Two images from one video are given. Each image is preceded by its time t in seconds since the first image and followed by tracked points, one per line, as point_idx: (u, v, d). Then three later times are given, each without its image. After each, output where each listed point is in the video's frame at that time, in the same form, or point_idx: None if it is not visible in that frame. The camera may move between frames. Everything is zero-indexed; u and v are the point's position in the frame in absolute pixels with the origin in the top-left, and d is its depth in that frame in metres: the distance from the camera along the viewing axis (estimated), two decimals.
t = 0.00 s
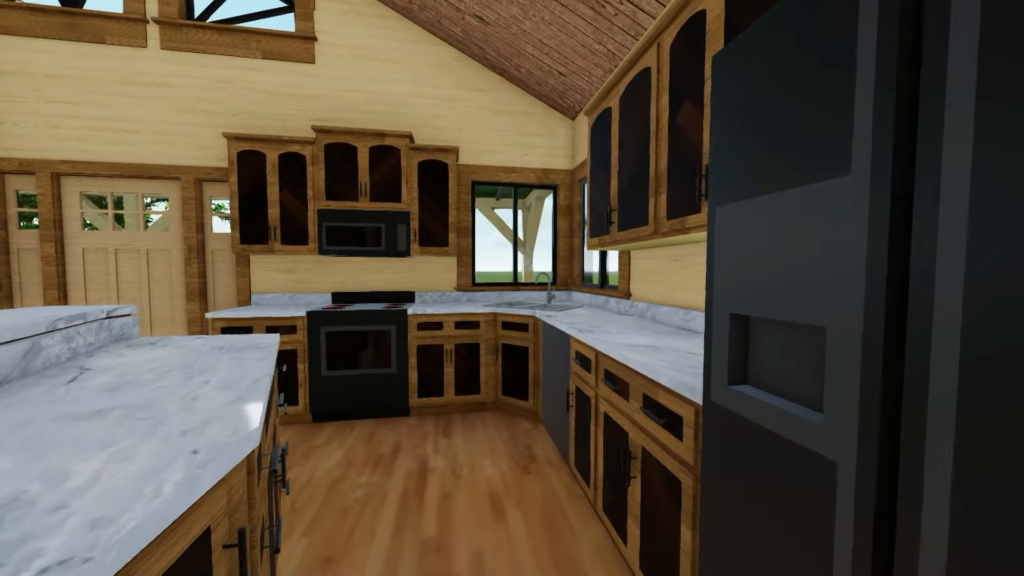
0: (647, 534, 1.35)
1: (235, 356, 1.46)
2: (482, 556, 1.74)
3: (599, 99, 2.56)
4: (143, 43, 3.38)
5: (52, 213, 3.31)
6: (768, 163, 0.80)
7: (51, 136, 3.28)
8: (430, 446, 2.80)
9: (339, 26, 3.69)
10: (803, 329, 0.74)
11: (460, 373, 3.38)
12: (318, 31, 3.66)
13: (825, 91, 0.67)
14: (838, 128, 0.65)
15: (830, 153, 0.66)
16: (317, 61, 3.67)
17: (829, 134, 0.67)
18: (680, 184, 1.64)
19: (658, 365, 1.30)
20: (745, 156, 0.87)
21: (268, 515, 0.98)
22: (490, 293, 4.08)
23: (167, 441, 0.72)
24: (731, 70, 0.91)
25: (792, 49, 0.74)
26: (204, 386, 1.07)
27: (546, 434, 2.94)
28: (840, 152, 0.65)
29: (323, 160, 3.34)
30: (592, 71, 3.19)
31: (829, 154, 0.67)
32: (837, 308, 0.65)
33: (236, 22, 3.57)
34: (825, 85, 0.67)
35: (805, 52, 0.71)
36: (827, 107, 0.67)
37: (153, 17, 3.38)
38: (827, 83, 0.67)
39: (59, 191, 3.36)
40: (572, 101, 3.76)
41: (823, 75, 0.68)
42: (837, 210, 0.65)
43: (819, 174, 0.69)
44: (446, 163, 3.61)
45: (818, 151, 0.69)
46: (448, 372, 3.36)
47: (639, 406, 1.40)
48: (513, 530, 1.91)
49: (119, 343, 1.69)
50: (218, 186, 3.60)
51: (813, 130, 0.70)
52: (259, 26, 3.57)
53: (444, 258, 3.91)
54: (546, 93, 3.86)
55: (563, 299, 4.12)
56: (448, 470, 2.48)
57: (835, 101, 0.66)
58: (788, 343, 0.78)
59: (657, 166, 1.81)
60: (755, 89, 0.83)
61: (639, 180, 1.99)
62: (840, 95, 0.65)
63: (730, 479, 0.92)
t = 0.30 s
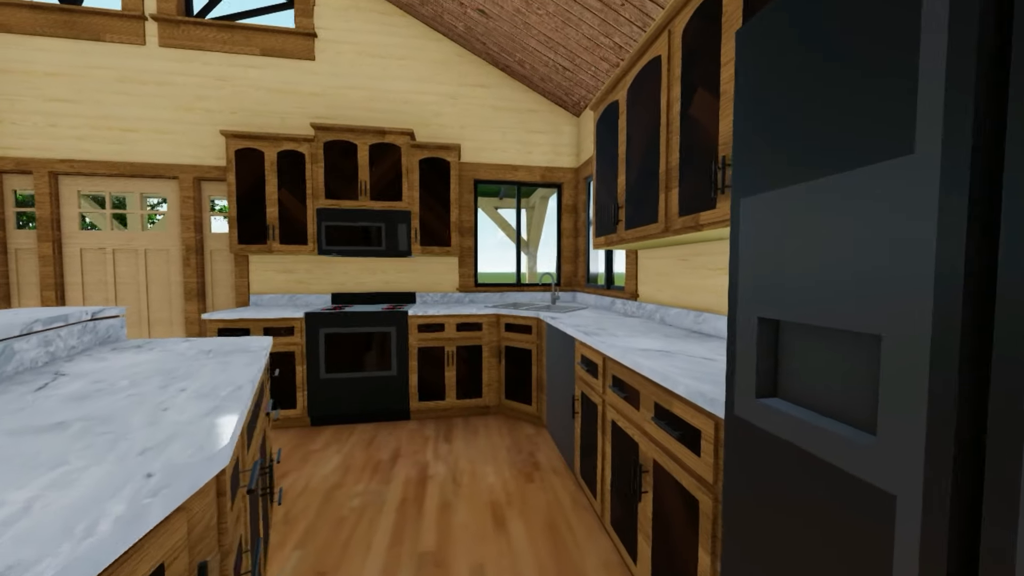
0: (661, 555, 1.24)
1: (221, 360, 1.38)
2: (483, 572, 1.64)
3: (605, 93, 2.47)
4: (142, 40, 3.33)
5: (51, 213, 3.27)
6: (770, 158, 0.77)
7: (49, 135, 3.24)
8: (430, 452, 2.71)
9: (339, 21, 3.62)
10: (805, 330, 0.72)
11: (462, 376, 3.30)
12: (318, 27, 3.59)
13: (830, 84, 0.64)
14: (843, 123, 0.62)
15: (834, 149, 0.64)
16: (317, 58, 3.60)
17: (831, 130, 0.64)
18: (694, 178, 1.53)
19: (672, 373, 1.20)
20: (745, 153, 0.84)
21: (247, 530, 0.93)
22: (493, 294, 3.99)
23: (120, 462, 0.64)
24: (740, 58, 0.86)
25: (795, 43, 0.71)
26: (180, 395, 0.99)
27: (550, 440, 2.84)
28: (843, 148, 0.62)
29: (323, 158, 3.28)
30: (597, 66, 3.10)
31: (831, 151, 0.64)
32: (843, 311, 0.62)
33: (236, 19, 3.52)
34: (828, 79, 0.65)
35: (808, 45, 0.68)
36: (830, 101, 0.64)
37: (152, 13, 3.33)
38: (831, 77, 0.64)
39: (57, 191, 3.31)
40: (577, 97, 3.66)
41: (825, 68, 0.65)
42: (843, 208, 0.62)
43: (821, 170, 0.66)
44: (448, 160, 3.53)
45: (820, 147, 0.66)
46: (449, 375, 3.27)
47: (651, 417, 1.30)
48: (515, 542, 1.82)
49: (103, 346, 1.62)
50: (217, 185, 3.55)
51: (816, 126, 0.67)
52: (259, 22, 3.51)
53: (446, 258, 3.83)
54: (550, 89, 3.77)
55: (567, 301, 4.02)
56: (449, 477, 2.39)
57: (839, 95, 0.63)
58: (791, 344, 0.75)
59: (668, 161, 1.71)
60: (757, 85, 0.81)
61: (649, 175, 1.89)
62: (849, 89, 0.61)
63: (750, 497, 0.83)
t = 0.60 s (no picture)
0: None
1: (205, 367, 1.30)
2: None
3: (613, 85, 2.36)
4: (141, 38, 3.29)
5: (50, 213, 3.24)
6: (772, 158, 0.70)
7: (48, 135, 3.20)
8: (430, 459, 2.60)
9: (340, 17, 3.55)
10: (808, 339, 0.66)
11: (464, 380, 3.20)
12: (319, 23, 3.53)
13: (831, 76, 0.58)
14: (847, 116, 0.56)
15: (839, 145, 0.57)
16: (318, 55, 3.53)
17: (835, 125, 0.58)
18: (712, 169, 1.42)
19: (690, 383, 1.08)
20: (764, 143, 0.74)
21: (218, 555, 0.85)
22: (497, 295, 3.89)
23: (53, 491, 0.55)
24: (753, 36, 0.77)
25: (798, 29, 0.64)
26: (150, 405, 0.91)
27: (555, 448, 2.72)
28: (849, 142, 0.55)
29: (323, 156, 3.20)
30: (603, 60, 2.99)
31: (837, 147, 0.57)
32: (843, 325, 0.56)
33: (235, 16, 3.46)
34: (829, 72, 0.58)
35: (809, 32, 0.62)
36: (833, 95, 0.58)
37: (151, 11, 3.28)
38: (832, 68, 0.58)
39: (57, 190, 3.28)
40: (583, 93, 3.56)
41: (826, 58, 0.59)
42: (850, 206, 0.54)
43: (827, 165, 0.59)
44: (450, 158, 3.44)
45: (825, 143, 0.59)
46: (451, 379, 3.18)
47: (666, 431, 1.19)
48: (518, 557, 1.72)
49: (86, 349, 1.54)
50: (217, 184, 3.49)
51: (819, 120, 0.60)
52: (258, 18, 3.45)
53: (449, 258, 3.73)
54: (555, 85, 3.67)
55: (573, 302, 3.91)
56: (449, 487, 2.29)
57: (843, 89, 0.56)
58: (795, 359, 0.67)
59: (682, 153, 1.60)
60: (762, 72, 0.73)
61: (661, 169, 1.78)
62: (853, 81, 0.55)
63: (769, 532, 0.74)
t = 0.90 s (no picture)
0: None
1: (184, 373, 1.21)
2: None
3: (621, 78, 2.26)
4: (142, 37, 3.26)
5: (51, 213, 3.21)
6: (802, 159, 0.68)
7: (49, 134, 3.18)
8: (431, 467, 2.51)
9: (342, 14, 3.50)
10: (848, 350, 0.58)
11: (467, 384, 3.12)
12: (320, 20, 3.47)
13: (843, 79, 0.59)
14: (859, 115, 0.56)
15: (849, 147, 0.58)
16: (319, 52, 3.48)
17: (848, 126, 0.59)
18: (732, 159, 1.31)
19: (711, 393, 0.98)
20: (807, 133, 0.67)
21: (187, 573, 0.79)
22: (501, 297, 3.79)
23: None
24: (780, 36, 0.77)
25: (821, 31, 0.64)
26: (117, 418, 0.83)
27: (560, 455, 2.63)
28: (860, 142, 0.57)
29: (323, 155, 3.15)
30: (610, 54, 2.90)
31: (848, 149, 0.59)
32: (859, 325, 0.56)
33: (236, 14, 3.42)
34: (846, 75, 0.59)
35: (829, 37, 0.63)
36: (846, 96, 0.59)
37: (151, 9, 3.25)
38: (848, 73, 0.59)
39: (58, 191, 3.26)
40: (590, 88, 3.46)
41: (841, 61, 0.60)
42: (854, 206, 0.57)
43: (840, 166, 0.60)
44: (453, 156, 3.36)
45: (838, 144, 0.60)
46: (453, 382, 3.10)
47: (683, 445, 1.08)
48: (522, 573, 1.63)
49: (68, 353, 1.47)
50: (217, 184, 3.44)
51: (833, 122, 0.61)
52: (259, 16, 3.40)
53: (452, 258, 3.65)
54: (561, 81, 3.58)
55: (579, 303, 3.81)
56: (450, 496, 2.19)
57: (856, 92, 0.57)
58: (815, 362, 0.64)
59: (696, 145, 1.50)
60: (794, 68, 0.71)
61: (673, 163, 1.67)
62: (865, 83, 0.56)
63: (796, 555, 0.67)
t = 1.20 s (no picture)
0: None
1: (162, 381, 1.12)
2: None
3: (630, 69, 2.15)
4: (143, 35, 3.23)
5: (53, 214, 3.19)
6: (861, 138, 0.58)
7: (52, 134, 3.16)
8: (433, 475, 2.41)
9: (344, 10, 3.44)
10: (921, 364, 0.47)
11: (471, 388, 3.02)
12: (322, 17, 3.42)
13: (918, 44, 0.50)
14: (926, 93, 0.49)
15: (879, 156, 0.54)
16: (321, 49, 3.42)
17: (881, 132, 0.54)
18: (756, 147, 1.19)
19: (737, 409, 0.87)
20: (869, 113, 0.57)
21: None
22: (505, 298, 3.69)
23: None
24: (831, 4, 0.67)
25: None
26: (71, 432, 0.75)
27: (567, 463, 2.52)
28: (890, 151, 0.52)
29: (324, 153, 3.08)
30: (618, 47, 2.80)
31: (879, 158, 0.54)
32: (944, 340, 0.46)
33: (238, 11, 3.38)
34: (868, 82, 0.56)
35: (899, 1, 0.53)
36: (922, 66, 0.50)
37: (153, 7, 3.22)
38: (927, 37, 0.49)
39: (60, 191, 3.24)
40: (597, 83, 3.36)
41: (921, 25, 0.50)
42: (886, 216, 0.52)
43: (871, 176, 0.56)
44: (457, 153, 3.27)
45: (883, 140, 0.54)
46: (457, 386, 3.00)
47: (705, 465, 0.97)
48: None
49: (49, 357, 1.40)
50: (219, 184, 3.40)
51: (870, 120, 0.56)
52: (261, 13, 3.36)
53: (455, 258, 3.56)
54: (567, 76, 3.48)
55: (586, 305, 3.69)
56: (451, 507, 2.09)
57: (883, 99, 0.53)
58: (863, 381, 0.56)
59: (714, 134, 1.39)
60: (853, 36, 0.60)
61: (688, 155, 1.56)
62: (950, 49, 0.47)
63: None
